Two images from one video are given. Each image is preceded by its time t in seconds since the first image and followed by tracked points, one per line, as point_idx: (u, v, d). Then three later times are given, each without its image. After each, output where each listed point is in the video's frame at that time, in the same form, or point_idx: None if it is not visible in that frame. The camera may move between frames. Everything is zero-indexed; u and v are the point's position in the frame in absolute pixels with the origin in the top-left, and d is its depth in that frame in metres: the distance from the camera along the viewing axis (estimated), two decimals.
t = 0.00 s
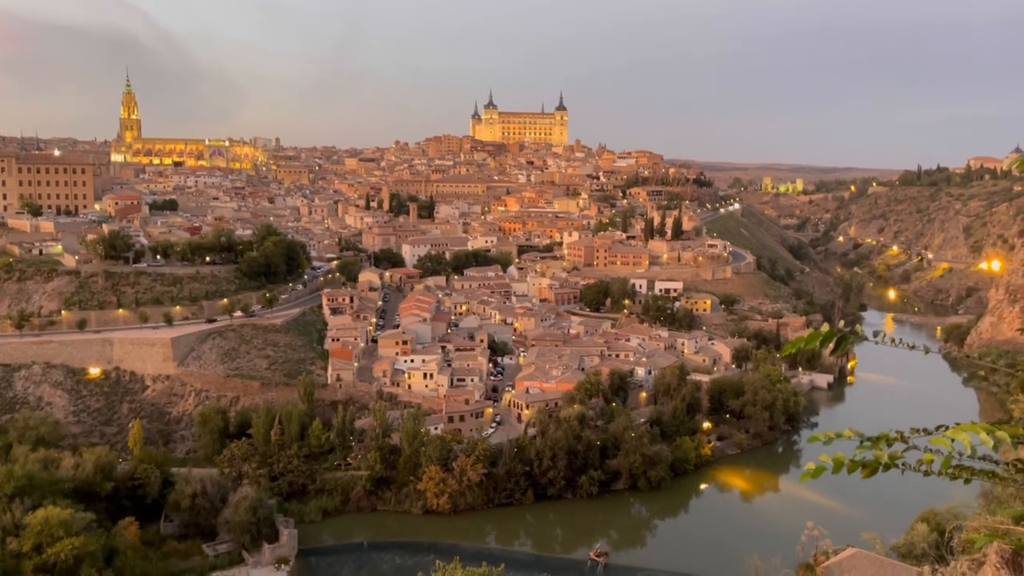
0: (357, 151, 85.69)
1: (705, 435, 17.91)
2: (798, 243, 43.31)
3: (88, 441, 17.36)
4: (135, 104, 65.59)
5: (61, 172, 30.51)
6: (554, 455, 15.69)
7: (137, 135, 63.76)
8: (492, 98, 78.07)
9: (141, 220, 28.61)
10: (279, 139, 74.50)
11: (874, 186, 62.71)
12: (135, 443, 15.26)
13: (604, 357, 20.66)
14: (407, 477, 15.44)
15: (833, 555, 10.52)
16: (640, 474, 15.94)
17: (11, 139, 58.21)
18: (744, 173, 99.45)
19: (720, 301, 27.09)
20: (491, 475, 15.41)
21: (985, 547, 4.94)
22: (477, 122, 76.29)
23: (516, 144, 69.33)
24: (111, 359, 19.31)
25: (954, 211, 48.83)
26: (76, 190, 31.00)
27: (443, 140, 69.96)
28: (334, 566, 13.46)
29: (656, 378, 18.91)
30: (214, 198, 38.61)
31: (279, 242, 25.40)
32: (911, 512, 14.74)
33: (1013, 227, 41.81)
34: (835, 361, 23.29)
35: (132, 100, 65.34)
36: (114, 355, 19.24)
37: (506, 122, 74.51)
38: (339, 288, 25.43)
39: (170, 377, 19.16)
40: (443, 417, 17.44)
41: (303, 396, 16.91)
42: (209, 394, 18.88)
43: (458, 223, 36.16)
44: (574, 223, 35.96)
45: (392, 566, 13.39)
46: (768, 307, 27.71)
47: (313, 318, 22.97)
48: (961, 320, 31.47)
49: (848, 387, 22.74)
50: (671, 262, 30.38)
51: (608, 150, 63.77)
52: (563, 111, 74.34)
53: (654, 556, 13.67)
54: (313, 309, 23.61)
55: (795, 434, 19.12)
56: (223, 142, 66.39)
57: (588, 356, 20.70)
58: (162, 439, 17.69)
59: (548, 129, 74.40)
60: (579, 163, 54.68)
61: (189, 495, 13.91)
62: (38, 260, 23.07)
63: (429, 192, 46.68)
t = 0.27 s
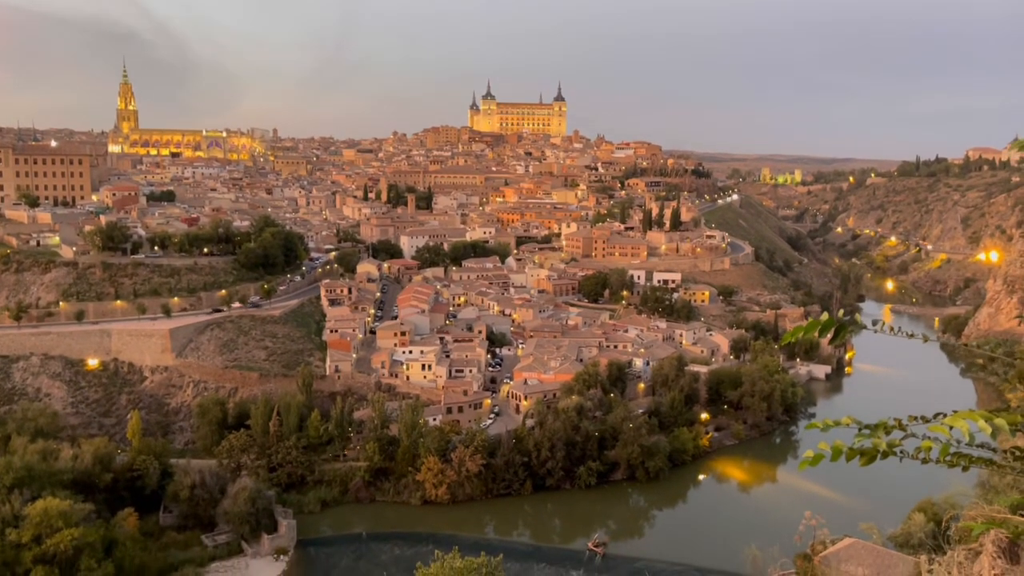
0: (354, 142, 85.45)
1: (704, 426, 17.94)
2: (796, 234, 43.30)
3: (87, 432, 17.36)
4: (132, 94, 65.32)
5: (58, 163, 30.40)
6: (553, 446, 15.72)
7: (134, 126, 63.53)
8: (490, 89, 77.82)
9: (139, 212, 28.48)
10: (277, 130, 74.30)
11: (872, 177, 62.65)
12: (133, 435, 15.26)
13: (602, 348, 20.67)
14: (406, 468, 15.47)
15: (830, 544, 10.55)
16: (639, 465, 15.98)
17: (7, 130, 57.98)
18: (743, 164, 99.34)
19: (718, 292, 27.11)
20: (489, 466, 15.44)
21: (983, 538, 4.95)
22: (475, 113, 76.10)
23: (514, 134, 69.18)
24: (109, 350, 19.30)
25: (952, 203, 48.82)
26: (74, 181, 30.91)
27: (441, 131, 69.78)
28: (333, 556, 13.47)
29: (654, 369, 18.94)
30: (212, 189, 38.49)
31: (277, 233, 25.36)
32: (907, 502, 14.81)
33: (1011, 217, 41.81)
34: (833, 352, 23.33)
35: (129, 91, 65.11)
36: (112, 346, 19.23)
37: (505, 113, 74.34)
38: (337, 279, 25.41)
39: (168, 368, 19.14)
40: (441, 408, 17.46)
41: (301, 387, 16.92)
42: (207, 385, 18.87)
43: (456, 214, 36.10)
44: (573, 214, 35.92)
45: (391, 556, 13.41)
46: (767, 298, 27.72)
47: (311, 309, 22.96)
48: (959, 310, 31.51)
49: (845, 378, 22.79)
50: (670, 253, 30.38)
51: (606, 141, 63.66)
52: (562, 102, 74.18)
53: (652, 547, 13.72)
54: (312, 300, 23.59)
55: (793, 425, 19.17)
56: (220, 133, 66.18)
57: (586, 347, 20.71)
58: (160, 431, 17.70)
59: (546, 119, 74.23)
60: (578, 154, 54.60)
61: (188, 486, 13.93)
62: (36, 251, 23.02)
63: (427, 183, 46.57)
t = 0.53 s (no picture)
0: (354, 133, 85.23)
1: (704, 417, 17.97)
2: (796, 225, 43.27)
3: (88, 424, 17.39)
4: (131, 86, 65.16)
5: (58, 155, 30.36)
6: (553, 437, 15.75)
7: (133, 118, 63.40)
8: (490, 80, 77.62)
9: (139, 204, 28.45)
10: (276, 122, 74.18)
11: (873, 168, 62.53)
12: (133, 426, 15.29)
13: (602, 340, 20.69)
14: (406, 459, 15.51)
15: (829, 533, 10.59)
16: (638, 456, 16.02)
17: (7, 122, 57.88)
18: (743, 155, 99.19)
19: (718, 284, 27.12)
20: (490, 457, 15.48)
21: (983, 528, 4.97)
22: (475, 104, 75.93)
23: (514, 126, 69.05)
24: (110, 342, 19.32)
25: (952, 194, 48.75)
26: (73, 173, 30.88)
27: (441, 122, 69.63)
28: (334, 548, 13.50)
29: (654, 360, 18.97)
30: (211, 181, 38.43)
31: (277, 225, 25.34)
32: (906, 492, 14.87)
33: (1011, 208, 41.74)
34: (833, 343, 23.35)
35: (128, 82, 64.96)
36: (112, 338, 19.24)
37: (504, 105, 74.18)
38: (337, 271, 25.41)
39: (169, 360, 19.17)
40: (442, 400, 17.49)
41: (302, 378, 16.95)
42: (208, 377, 18.90)
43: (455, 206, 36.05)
44: (573, 206, 35.89)
45: (391, 547, 13.44)
46: (766, 290, 27.73)
47: (311, 301, 22.97)
48: (959, 302, 31.51)
49: (845, 369, 22.82)
50: (670, 244, 30.36)
51: (606, 132, 63.55)
52: (562, 93, 74.02)
53: (652, 537, 13.77)
54: (312, 292, 23.59)
55: (793, 416, 19.20)
56: (220, 125, 66.06)
57: (586, 338, 20.73)
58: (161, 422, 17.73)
59: (546, 111, 74.06)
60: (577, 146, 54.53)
61: (189, 477, 13.96)
62: (35, 243, 23.00)
63: (427, 175, 46.50)
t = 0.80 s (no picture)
0: (354, 125, 85.07)
1: (704, 410, 17.99)
2: (797, 217, 43.21)
3: (90, 416, 17.43)
4: (130, 78, 65.03)
5: (58, 148, 30.32)
6: (553, 430, 15.77)
7: (133, 111, 63.31)
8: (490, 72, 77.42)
9: (140, 197, 28.41)
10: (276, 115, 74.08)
11: (875, 160, 62.40)
12: (135, 419, 15.32)
13: (603, 333, 20.69)
14: (407, 452, 15.54)
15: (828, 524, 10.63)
16: (639, 448, 16.04)
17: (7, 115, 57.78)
18: (744, 147, 99.00)
19: (719, 276, 27.10)
20: (491, 450, 15.50)
21: (983, 519, 5.00)
22: (475, 97, 75.77)
23: (515, 118, 68.93)
24: (111, 335, 19.34)
25: (954, 186, 48.66)
26: (73, 166, 30.83)
27: (441, 115, 69.50)
28: (335, 539, 13.53)
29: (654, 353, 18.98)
30: (212, 174, 38.39)
31: (277, 218, 25.31)
32: (906, 485, 14.90)
33: (1013, 200, 41.67)
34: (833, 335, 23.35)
35: (128, 75, 64.85)
36: (113, 331, 19.26)
37: (505, 97, 74.04)
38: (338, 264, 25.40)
39: (170, 353, 19.18)
40: (443, 393, 17.51)
41: (303, 371, 16.97)
42: (209, 370, 18.92)
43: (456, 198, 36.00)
44: (573, 199, 35.86)
45: (393, 539, 13.49)
46: (768, 282, 27.71)
47: (312, 294, 22.96)
48: (960, 294, 31.49)
49: (846, 361, 22.83)
50: (671, 237, 30.34)
51: (607, 124, 63.42)
52: (562, 85, 73.86)
53: (652, 529, 13.81)
54: (312, 284, 23.59)
55: (794, 409, 19.22)
56: (220, 118, 65.96)
57: (587, 331, 20.73)
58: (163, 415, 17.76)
59: (547, 103, 73.88)
60: (578, 138, 54.41)
61: (191, 470, 14.00)
62: (36, 236, 23.00)
63: (428, 167, 46.45)
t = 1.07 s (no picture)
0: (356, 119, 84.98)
1: (706, 403, 18.00)
2: (799, 211, 43.14)
3: (92, 410, 17.47)
4: (131, 72, 64.95)
5: (59, 142, 30.30)
6: (555, 423, 15.78)
7: (135, 104, 63.26)
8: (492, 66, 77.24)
9: (141, 191, 28.40)
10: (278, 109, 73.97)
11: (877, 153, 62.26)
12: (137, 413, 15.34)
13: (605, 327, 20.69)
14: (409, 446, 15.56)
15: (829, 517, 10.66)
16: (641, 441, 16.07)
17: (8, 109, 57.75)
18: (746, 140, 98.86)
19: (721, 270, 27.06)
20: (492, 443, 15.53)
21: (983, 513, 5.02)
22: (477, 90, 75.63)
23: (516, 111, 68.81)
24: (113, 329, 19.36)
25: (956, 179, 48.55)
26: (75, 160, 30.80)
27: (443, 108, 69.38)
28: (338, 533, 13.57)
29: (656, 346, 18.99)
30: (214, 168, 38.36)
31: (279, 212, 25.30)
32: (907, 477, 14.93)
33: (1015, 193, 41.59)
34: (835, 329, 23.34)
35: (129, 69, 64.78)
36: (115, 325, 19.28)
37: (506, 90, 73.90)
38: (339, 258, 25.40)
39: (172, 347, 19.20)
40: (444, 387, 17.49)
41: (305, 365, 16.99)
42: (211, 364, 18.94)
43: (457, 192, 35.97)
44: (575, 192, 35.81)
45: (395, 532, 13.53)
46: (769, 276, 27.68)
47: (314, 288, 22.97)
48: (962, 287, 31.46)
49: (848, 355, 22.83)
50: (672, 230, 30.30)
51: (609, 118, 63.29)
52: (564, 78, 73.71)
53: (654, 522, 13.84)
54: (314, 278, 23.59)
55: (795, 402, 19.23)
56: (221, 112, 65.90)
57: (588, 325, 20.73)
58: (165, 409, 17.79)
59: (548, 96, 73.74)
60: (580, 131, 54.34)
61: (193, 463, 14.03)
62: (38, 230, 23.01)
63: (430, 161, 46.40)
